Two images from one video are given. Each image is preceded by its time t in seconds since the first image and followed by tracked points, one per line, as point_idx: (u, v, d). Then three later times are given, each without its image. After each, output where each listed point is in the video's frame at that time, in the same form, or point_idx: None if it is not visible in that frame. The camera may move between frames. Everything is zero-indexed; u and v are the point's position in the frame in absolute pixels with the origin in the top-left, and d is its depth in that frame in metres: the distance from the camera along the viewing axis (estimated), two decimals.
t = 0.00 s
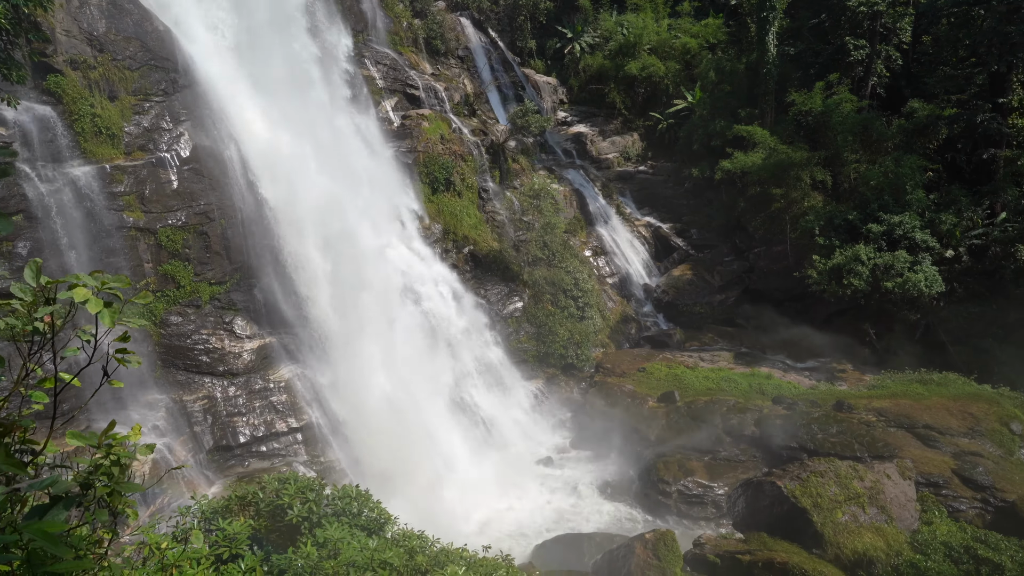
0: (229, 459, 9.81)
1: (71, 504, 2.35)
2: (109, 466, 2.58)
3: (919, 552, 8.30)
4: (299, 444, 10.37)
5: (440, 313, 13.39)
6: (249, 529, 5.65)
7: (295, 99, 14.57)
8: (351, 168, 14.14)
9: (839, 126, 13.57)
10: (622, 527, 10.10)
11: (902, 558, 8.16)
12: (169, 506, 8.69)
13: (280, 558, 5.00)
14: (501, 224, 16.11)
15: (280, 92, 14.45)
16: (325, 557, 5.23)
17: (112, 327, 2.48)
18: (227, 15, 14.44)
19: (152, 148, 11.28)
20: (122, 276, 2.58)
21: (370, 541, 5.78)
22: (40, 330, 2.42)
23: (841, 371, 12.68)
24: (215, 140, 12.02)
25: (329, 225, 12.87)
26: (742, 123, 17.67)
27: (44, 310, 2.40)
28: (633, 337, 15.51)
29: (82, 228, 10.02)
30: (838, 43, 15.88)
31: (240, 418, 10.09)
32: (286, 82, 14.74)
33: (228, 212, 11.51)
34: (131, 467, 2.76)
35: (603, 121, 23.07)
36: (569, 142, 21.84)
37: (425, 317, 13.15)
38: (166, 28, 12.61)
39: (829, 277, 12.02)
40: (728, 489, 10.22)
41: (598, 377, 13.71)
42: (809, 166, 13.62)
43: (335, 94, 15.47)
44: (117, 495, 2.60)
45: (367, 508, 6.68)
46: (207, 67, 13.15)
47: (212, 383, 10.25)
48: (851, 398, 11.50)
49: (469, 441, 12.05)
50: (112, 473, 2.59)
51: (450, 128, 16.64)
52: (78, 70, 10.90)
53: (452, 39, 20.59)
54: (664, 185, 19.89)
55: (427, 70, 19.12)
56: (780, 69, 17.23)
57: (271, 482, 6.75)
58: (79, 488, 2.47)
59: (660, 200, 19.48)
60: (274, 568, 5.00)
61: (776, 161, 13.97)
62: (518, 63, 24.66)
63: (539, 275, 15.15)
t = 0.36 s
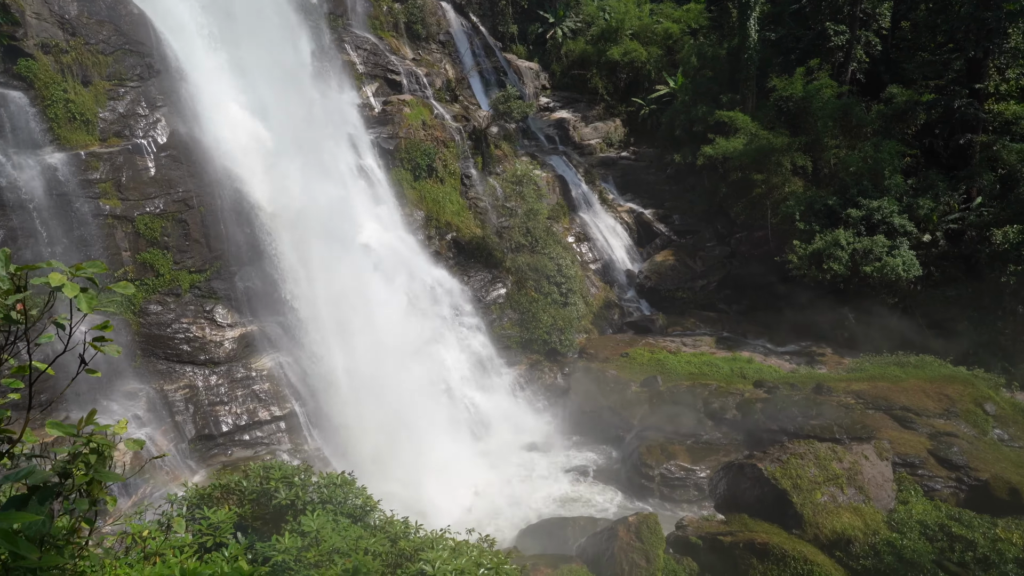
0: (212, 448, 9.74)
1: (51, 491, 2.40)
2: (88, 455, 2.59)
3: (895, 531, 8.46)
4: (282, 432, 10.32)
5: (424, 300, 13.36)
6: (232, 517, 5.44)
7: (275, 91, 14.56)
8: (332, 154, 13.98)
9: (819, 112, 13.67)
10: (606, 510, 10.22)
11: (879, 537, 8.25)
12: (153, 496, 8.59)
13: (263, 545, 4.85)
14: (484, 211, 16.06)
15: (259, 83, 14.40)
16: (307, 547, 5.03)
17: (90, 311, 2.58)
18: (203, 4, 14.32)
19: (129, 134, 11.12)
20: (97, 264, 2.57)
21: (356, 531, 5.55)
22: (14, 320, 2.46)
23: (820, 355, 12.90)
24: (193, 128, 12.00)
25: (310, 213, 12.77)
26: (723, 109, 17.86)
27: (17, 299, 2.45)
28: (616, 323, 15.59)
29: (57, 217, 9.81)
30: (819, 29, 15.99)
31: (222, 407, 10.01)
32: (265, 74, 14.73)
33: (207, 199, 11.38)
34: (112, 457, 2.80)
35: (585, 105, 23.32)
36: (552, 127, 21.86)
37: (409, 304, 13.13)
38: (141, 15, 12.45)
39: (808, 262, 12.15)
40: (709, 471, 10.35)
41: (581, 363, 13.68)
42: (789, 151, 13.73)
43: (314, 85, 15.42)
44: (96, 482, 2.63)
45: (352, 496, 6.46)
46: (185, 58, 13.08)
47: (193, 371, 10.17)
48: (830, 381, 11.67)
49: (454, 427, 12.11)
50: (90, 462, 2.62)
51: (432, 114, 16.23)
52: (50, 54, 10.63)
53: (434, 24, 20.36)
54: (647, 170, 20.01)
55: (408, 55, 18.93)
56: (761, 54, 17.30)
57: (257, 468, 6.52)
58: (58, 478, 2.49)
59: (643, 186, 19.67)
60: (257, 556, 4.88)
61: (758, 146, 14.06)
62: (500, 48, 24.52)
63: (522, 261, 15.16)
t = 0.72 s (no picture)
0: (192, 438, 9.67)
1: (48, 474, 2.57)
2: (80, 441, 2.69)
3: (870, 511, 8.64)
4: (263, 422, 10.26)
5: (404, 288, 13.39)
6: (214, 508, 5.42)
7: (256, 71, 14.23)
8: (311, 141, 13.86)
9: (798, 100, 13.76)
10: (588, 496, 10.32)
11: (855, 518, 8.39)
12: (133, 488, 8.50)
13: (243, 535, 4.83)
14: (465, 198, 16.04)
15: (238, 63, 14.04)
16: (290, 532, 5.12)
17: (52, 302, 2.57)
18: None
19: (102, 121, 10.89)
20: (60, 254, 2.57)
21: (337, 517, 5.49)
22: None
23: (798, 340, 13.13)
24: (168, 114, 11.74)
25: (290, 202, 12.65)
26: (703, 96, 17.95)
27: None
28: (598, 310, 15.66)
29: (29, 205, 9.61)
30: (798, 16, 16.11)
31: (202, 398, 9.93)
32: (245, 54, 14.35)
33: (183, 187, 11.24)
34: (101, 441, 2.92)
35: (564, 93, 23.30)
36: (532, 115, 21.83)
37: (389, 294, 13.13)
38: None
39: (787, 249, 12.26)
40: (689, 456, 10.48)
41: (563, 350, 13.75)
42: (768, 138, 13.78)
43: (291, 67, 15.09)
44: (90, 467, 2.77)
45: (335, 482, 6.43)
46: (160, 37, 12.69)
47: (172, 362, 10.05)
48: (808, 366, 11.83)
49: (435, 416, 12.16)
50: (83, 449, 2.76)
51: (412, 101, 16.32)
52: (18, 38, 10.37)
53: (413, 9, 20.06)
54: (628, 158, 20.24)
55: (387, 41, 18.66)
56: (741, 41, 17.38)
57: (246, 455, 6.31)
58: (52, 463, 2.64)
59: (624, 173, 20.00)
60: (238, 547, 4.85)
61: (737, 133, 14.12)
62: (480, 34, 24.33)
63: (503, 249, 15.12)
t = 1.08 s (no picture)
0: (168, 431, 9.54)
1: (9, 469, 2.51)
2: (44, 434, 2.66)
3: (843, 494, 8.82)
4: (240, 413, 10.19)
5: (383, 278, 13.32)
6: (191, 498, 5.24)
7: (230, 58, 13.99)
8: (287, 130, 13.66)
9: (773, 88, 13.87)
10: (568, 483, 10.42)
11: (828, 500, 8.61)
12: (106, 483, 8.36)
13: (220, 527, 4.59)
14: (443, 187, 15.99)
15: (211, 50, 13.78)
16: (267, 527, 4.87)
17: (37, 293, 2.59)
18: None
19: (69, 109, 10.61)
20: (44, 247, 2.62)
21: (316, 507, 5.50)
22: None
23: (773, 327, 13.34)
24: (139, 101, 11.47)
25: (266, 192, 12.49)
26: (680, 85, 18.09)
27: None
28: (577, 298, 15.75)
29: None
30: (773, 5, 16.26)
31: (177, 389, 9.80)
32: (218, 40, 14.07)
33: (156, 176, 11.04)
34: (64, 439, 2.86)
35: (542, 80, 23.73)
36: (509, 103, 21.84)
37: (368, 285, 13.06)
38: None
39: (763, 236, 12.44)
40: (667, 442, 10.63)
41: (542, 338, 13.83)
42: (745, 127, 13.87)
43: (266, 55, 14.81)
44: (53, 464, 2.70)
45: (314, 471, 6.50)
46: (129, 23, 12.34)
47: (146, 354, 9.89)
48: (783, 352, 11.98)
49: (416, 406, 12.14)
50: (46, 441, 2.69)
51: (388, 89, 16.09)
52: None
53: None
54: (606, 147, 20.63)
55: (363, 28, 18.34)
56: (718, 30, 17.50)
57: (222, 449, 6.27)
58: (12, 458, 2.58)
59: (602, 161, 20.04)
60: (215, 539, 4.61)
61: (714, 121, 14.17)
62: (456, 21, 24.19)
63: (482, 238, 15.08)
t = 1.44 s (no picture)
0: (141, 425, 9.37)
1: None
2: (1, 429, 2.52)
3: (815, 477, 8.96)
4: (215, 406, 9.97)
5: (358, 269, 13.26)
6: (165, 496, 4.78)
7: (200, 47, 13.74)
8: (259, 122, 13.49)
9: (747, 78, 14.02)
10: (546, 471, 10.50)
11: (801, 484, 8.77)
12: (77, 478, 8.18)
13: (195, 519, 4.26)
14: (419, 176, 15.92)
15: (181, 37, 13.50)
16: (242, 519, 4.62)
17: None
18: None
19: (33, 95, 10.16)
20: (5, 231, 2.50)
21: (292, 498, 5.28)
22: None
23: (748, 314, 13.54)
24: (106, 90, 11.18)
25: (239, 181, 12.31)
26: (655, 74, 18.21)
27: None
28: (554, 288, 15.77)
29: None
30: None
31: (150, 382, 9.58)
32: (188, 27, 13.78)
33: (125, 165, 10.82)
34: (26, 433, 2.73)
35: (519, 70, 23.97)
36: (485, 92, 22.28)
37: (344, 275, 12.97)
38: None
39: (737, 224, 12.68)
40: (643, 429, 10.76)
41: (519, 328, 13.71)
42: (720, 116, 14.05)
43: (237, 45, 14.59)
44: (15, 459, 2.58)
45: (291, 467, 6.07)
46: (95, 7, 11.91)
47: (117, 347, 9.68)
48: (758, 339, 12.13)
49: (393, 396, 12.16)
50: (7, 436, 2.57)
51: (363, 77, 15.98)
52: None
53: None
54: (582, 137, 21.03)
55: (336, 14, 17.99)
56: (693, 19, 17.60)
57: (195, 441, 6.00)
58: None
59: (577, 151, 20.58)
60: (190, 532, 4.26)
61: (689, 111, 14.36)
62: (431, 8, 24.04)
63: (459, 228, 14.98)
